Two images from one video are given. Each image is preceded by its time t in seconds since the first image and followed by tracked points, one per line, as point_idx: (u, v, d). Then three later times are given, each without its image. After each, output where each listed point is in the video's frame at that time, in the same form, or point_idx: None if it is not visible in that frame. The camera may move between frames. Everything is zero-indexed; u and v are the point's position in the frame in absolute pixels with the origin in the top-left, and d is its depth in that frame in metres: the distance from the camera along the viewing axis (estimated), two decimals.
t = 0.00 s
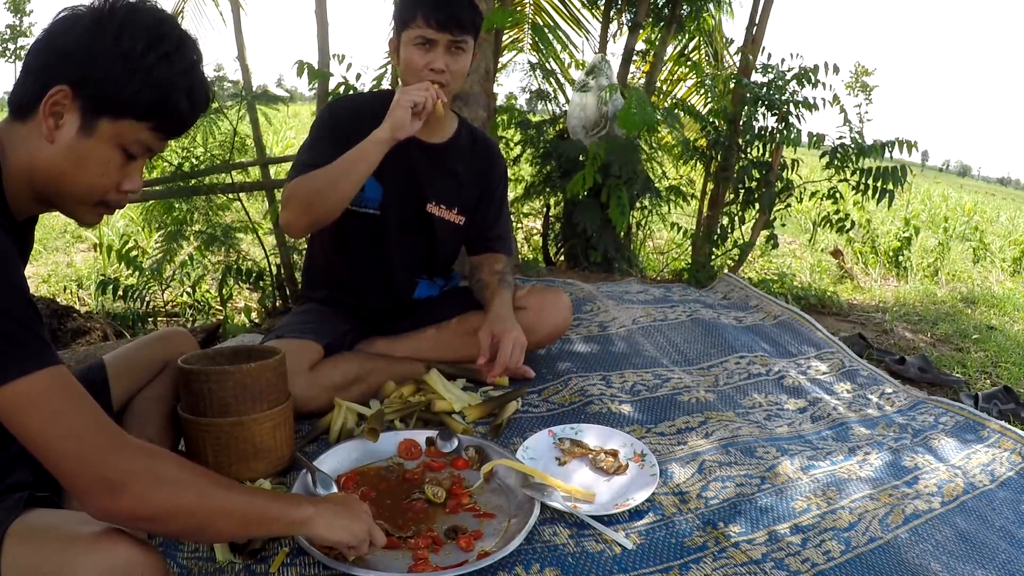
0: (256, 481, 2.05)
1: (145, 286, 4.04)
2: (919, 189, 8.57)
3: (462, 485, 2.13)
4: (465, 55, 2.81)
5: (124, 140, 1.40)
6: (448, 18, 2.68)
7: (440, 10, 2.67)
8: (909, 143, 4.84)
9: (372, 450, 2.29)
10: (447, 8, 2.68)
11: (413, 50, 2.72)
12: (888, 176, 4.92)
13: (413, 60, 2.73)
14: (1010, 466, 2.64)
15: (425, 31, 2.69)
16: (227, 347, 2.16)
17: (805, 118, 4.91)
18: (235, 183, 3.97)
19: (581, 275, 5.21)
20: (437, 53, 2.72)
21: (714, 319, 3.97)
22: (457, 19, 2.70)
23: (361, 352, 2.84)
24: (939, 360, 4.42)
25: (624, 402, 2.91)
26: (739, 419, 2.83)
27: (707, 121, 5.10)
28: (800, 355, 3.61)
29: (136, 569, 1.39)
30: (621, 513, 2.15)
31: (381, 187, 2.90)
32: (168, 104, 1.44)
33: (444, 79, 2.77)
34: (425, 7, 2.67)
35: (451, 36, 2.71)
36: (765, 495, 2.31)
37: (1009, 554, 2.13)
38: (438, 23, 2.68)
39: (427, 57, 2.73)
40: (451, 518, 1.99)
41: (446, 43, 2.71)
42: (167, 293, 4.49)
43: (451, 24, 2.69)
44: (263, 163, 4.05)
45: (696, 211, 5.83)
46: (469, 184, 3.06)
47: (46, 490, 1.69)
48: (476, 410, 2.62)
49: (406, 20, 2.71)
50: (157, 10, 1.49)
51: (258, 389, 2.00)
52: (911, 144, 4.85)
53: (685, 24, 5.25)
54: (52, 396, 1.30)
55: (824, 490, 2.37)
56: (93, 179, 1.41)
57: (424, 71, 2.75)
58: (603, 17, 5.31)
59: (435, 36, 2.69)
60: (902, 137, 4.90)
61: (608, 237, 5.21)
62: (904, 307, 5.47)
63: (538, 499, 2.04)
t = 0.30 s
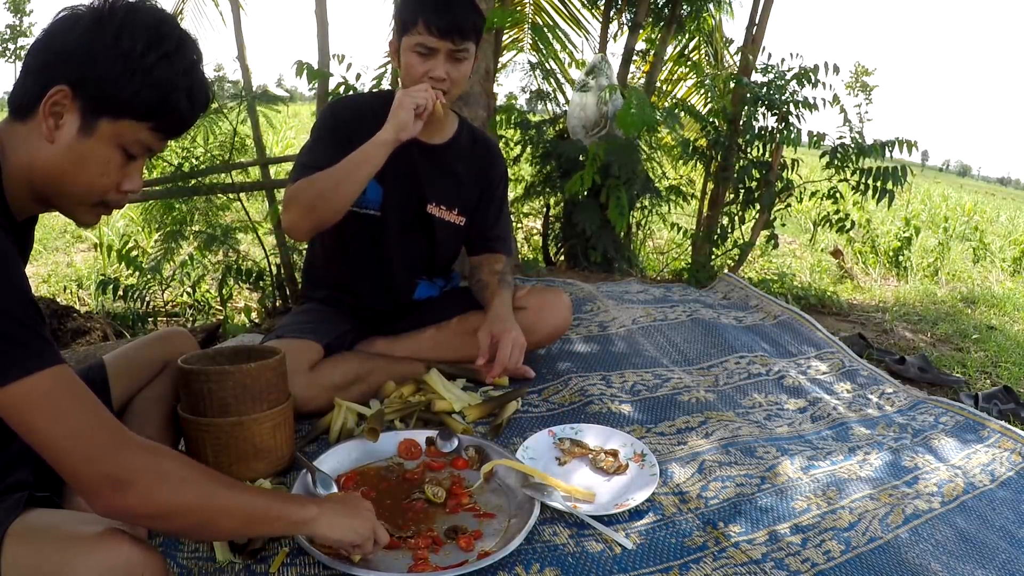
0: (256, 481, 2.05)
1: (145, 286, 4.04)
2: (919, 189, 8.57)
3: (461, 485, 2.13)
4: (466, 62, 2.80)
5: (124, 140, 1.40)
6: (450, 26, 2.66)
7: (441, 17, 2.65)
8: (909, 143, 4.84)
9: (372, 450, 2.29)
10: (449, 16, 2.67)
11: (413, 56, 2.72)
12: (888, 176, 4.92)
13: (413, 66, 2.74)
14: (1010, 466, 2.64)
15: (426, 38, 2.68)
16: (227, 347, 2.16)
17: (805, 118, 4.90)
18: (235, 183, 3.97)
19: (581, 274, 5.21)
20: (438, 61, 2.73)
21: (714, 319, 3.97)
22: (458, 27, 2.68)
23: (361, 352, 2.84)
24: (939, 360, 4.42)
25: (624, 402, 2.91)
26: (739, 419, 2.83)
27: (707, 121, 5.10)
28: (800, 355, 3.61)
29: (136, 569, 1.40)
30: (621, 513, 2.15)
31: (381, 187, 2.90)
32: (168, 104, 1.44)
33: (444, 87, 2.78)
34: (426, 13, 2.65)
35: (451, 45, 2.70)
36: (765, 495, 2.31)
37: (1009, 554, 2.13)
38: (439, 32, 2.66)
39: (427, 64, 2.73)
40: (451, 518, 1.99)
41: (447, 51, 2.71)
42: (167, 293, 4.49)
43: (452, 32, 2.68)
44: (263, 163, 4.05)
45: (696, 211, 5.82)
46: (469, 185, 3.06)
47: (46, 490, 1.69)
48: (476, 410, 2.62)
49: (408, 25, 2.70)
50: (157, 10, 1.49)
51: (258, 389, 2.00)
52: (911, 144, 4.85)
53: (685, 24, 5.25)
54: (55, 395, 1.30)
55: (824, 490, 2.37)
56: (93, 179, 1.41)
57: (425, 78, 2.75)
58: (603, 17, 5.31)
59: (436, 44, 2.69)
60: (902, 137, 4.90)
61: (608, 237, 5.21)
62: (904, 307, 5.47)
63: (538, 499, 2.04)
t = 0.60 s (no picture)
0: (256, 481, 2.05)
1: (145, 286, 4.04)
2: (919, 190, 8.57)
3: (462, 485, 2.13)
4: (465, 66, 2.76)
5: (123, 139, 1.40)
6: (449, 27, 2.65)
7: (442, 19, 2.65)
8: (909, 143, 4.84)
9: (372, 450, 2.29)
10: (450, 18, 2.66)
11: (411, 56, 2.70)
12: (888, 176, 4.91)
13: (411, 66, 2.70)
14: (1010, 466, 2.64)
15: (426, 39, 2.67)
16: (227, 347, 2.16)
17: (805, 118, 4.90)
18: (235, 183, 3.97)
19: (581, 275, 5.21)
20: (435, 63, 2.68)
21: (714, 319, 3.97)
22: (458, 30, 2.67)
23: (360, 352, 2.84)
24: (939, 360, 4.42)
25: (624, 402, 2.91)
26: (739, 419, 2.83)
27: (707, 121, 5.10)
28: (800, 355, 3.61)
29: (136, 569, 1.39)
30: (621, 513, 2.15)
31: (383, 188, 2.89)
32: (167, 103, 1.43)
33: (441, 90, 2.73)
34: (428, 15, 2.66)
35: (450, 47, 2.67)
36: (765, 495, 2.31)
37: (1009, 554, 2.13)
38: (439, 33, 2.65)
39: (425, 65, 2.69)
40: (451, 518, 1.99)
41: (446, 53, 2.68)
42: (167, 293, 4.49)
43: (452, 35, 2.67)
44: (263, 163, 4.05)
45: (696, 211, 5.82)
46: (469, 185, 3.05)
47: (47, 490, 1.69)
48: (476, 410, 2.62)
49: (410, 26, 2.70)
50: (157, 9, 1.48)
51: (258, 389, 2.00)
52: (912, 144, 4.85)
53: (685, 24, 5.25)
54: (63, 391, 1.30)
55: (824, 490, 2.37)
56: (93, 178, 1.41)
57: (422, 80, 2.70)
58: (603, 17, 5.30)
59: (435, 45, 2.66)
60: (902, 137, 4.90)
61: (608, 237, 5.21)
62: (904, 307, 5.47)
63: (538, 500, 2.04)
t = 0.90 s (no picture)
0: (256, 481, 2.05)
1: (145, 286, 4.04)
2: (919, 189, 8.58)
3: (462, 485, 2.13)
4: (470, 68, 2.79)
5: (121, 131, 1.40)
6: (457, 28, 2.67)
7: (448, 19, 2.67)
8: (909, 143, 4.84)
9: (372, 450, 2.29)
10: (456, 18, 2.68)
11: (418, 58, 2.71)
12: (888, 176, 4.91)
13: (417, 68, 2.71)
14: (1010, 467, 2.64)
15: (433, 40, 2.69)
16: (227, 347, 2.16)
17: (805, 118, 4.90)
18: (235, 183, 3.97)
19: (581, 275, 5.21)
20: (442, 64, 2.69)
21: (714, 319, 3.97)
22: (464, 31, 2.69)
23: (360, 352, 2.84)
24: (939, 360, 4.42)
25: (624, 402, 2.91)
26: (739, 419, 2.83)
27: (707, 121, 5.10)
28: (800, 355, 3.61)
29: (134, 570, 1.39)
30: (621, 513, 2.15)
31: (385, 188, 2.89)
32: (162, 93, 1.43)
33: (447, 92, 2.73)
34: (436, 15, 2.67)
35: (457, 49, 2.70)
36: (765, 495, 2.31)
37: (1009, 554, 2.13)
38: (446, 34, 2.67)
39: (432, 67, 2.70)
40: (451, 518, 1.99)
41: (453, 54, 2.70)
42: (167, 293, 4.49)
43: (458, 35, 2.69)
44: (263, 163, 4.05)
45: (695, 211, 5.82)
46: (469, 186, 3.05)
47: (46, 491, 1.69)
48: (476, 410, 2.62)
49: (415, 27, 2.72)
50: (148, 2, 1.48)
51: (258, 388, 2.00)
52: (912, 144, 4.85)
53: (685, 24, 5.25)
54: (44, 395, 1.29)
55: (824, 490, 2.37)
56: (91, 173, 1.41)
57: (428, 82, 2.71)
58: (603, 17, 5.30)
59: (441, 47, 2.69)
60: (902, 137, 4.90)
61: (608, 237, 5.21)
62: (905, 307, 5.47)
63: (538, 499, 2.04)
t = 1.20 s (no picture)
0: (256, 481, 2.05)
1: (145, 287, 4.04)
2: (919, 190, 8.58)
3: (462, 485, 2.13)
4: (478, 74, 2.79)
5: (111, 118, 1.40)
6: (467, 34, 2.67)
7: (459, 25, 2.66)
8: (909, 143, 4.84)
9: (372, 450, 2.28)
10: (467, 24, 2.67)
11: (427, 63, 2.70)
12: (888, 176, 4.91)
13: (425, 74, 2.70)
14: (1010, 467, 2.64)
15: (441, 46, 2.68)
16: (227, 347, 2.16)
17: (805, 118, 4.90)
18: (235, 183, 3.97)
19: (581, 275, 5.22)
20: (451, 70, 2.69)
21: (714, 319, 3.97)
22: (474, 36, 2.68)
23: (360, 352, 2.85)
24: (939, 360, 4.42)
25: (624, 402, 2.91)
26: (739, 419, 2.84)
27: (707, 121, 5.09)
28: (800, 355, 3.61)
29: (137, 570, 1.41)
30: (621, 513, 2.15)
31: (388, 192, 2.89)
32: (150, 77, 1.43)
33: (456, 99, 2.73)
34: (444, 20, 2.67)
35: (467, 56, 2.69)
36: (765, 495, 2.31)
37: (1009, 554, 2.13)
38: (456, 40, 2.66)
39: (440, 73, 2.69)
40: (451, 518, 1.99)
41: (461, 61, 2.69)
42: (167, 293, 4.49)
43: (469, 42, 2.68)
44: (263, 163, 4.05)
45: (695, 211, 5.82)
46: (472, 188, 3.04)
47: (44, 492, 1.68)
48: (476, 410, 2.62)
49: (424, 32, 2.71)
50: None
51: (258, 388, 2.00)
52: (912, 145, 4.84)
53: (685, 24, 5.24)
54: None
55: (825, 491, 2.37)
56: (84, 164, 1.41)
57: (436, 89, 2.70)
58: (603, 17, 5.30)
59: (451, 53, 2.68)
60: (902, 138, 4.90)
61: (608, 237, 5.21)
62: (905, 307, 5.48)
63: (538, 500, 2.04)
